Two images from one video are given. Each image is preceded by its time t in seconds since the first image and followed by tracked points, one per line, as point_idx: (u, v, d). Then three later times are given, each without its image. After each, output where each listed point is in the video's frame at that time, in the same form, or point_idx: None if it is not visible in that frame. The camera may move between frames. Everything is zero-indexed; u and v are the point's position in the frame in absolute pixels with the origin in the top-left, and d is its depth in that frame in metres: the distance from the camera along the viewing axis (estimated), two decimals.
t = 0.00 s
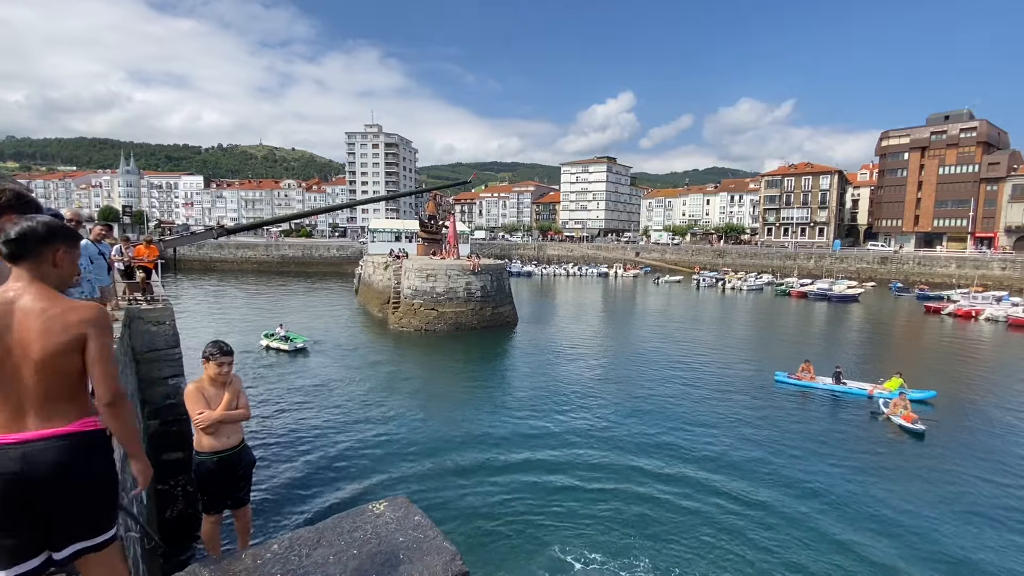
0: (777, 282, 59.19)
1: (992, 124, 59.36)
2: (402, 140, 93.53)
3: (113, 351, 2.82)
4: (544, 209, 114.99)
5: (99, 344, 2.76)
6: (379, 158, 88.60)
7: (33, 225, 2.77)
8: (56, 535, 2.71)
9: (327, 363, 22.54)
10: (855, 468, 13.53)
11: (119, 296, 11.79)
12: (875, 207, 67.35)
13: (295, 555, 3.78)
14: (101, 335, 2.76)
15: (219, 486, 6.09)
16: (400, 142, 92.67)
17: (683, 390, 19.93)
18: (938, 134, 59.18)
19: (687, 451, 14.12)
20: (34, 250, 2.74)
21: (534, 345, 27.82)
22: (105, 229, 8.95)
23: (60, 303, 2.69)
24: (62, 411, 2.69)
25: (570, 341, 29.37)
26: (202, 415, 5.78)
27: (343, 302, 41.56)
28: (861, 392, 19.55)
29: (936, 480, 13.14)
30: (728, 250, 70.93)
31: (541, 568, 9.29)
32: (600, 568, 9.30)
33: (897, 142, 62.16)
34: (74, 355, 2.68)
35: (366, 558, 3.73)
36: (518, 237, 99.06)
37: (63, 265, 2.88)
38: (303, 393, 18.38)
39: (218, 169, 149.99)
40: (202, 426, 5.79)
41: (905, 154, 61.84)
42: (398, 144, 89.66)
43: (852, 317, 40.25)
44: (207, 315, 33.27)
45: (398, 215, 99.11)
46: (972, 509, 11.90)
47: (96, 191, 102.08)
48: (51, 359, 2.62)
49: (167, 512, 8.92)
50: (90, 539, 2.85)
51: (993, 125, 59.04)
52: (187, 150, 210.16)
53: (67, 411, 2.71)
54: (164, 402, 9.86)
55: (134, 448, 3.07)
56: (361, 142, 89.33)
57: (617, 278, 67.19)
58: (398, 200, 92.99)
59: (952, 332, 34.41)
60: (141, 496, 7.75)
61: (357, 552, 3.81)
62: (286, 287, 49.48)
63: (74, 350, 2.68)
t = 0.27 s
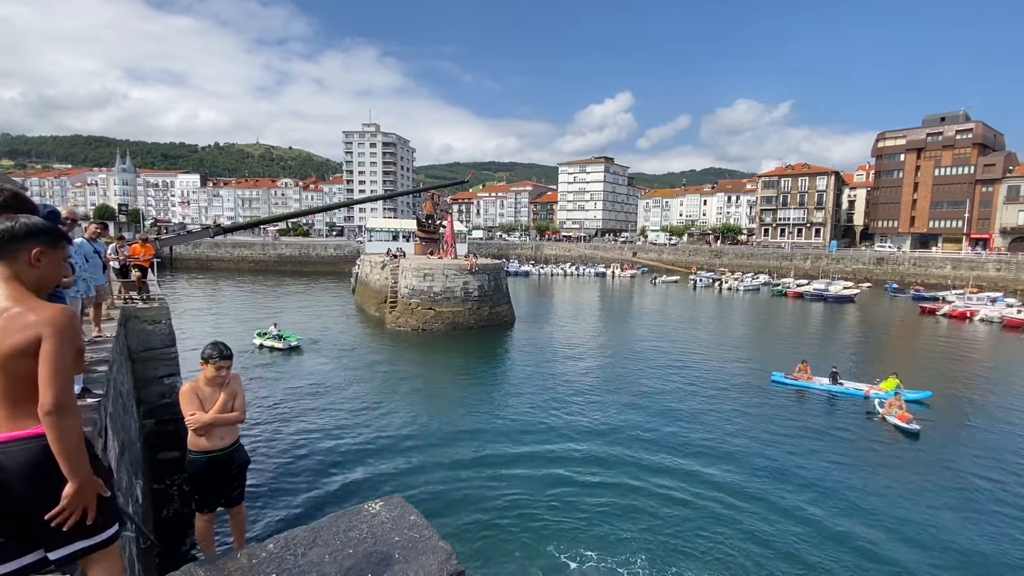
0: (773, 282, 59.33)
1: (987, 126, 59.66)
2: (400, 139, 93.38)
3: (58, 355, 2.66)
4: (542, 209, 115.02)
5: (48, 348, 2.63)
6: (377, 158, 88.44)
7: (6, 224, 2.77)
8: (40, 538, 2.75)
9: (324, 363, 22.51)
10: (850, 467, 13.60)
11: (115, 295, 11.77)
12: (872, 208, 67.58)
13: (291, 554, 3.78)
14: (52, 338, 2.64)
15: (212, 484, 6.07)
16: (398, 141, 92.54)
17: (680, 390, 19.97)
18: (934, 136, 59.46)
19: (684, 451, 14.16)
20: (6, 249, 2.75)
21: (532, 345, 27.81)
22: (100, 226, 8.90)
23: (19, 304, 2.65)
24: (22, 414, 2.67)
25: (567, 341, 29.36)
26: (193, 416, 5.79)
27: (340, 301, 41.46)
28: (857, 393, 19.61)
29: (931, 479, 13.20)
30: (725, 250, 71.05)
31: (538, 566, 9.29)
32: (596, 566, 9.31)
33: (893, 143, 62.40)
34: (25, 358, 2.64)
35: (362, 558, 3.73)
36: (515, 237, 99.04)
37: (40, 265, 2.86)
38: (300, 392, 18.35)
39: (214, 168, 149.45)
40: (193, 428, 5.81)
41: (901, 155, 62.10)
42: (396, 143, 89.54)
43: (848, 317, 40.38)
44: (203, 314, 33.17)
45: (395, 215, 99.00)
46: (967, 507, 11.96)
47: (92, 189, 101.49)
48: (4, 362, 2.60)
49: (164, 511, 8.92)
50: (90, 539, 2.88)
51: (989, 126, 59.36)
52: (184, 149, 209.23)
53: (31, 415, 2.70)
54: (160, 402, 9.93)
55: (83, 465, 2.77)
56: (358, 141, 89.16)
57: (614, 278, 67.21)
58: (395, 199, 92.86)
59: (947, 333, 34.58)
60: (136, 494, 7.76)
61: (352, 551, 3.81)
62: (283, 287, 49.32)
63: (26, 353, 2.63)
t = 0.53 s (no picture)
0: (770, 282, 59.48)
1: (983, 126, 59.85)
2: (397, 138, 93.22)
3: (46, 355, 2.61)
4: (540, 209, 115.03)
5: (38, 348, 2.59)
6: (374, 157, 88.27)
7: (13, 221, 2.80)
8: (31, 540, 2.77)
9: (320, 362, 22.49)
10: (845, 465, 13.65)
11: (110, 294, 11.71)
12: (869, 208, 67.77)
13: (286, 551, 3.78)
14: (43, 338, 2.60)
15: (208, 485, 6.05)
16: (395, 140, 92.42)
17: (677, 389, 20.02)
18: (930, 136, 59.67)
19: (680, 449, 14.19)
20: (12, 247, 2.79)
21: (529, 345, 27.85)
22: (95, 226, 8.87)
23: (15, 302, 2.65)
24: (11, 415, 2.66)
25: (565, 340, 29.38)
26: (193, 418, 5.80)
27: (338, 300, 41.39)
28: (856, 392, 19.65)
29: (926, 477, 13.25)
30: (722, 250, 71.18)
31: (533, 564, 9.32)
32: (592, 564, 9.34)
33: (889, 143, 62.59)
34: (15, 357, 2.61)
35: (357, 555, 3.74)
36: (513, 236, 99.01)
37: (45, 264, 2.88)
38: (297, 391, 18.35)
39: (211, 167, 148.91)
40: (192, 430, 5.82)
41: (898, 155, 62.30)
42: (393, 142, 89.41)
43: (844, 317, 40.50)
44: (201, 313, 33.10)
45: (392, 214, 98.86)
46: (961, 506, 12.02)
47: (87, 187, 100.97)
48: None
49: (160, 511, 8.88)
50: (81, 547, 2.88)
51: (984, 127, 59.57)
52: (180, 148, 208.20)
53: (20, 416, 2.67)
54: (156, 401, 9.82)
55: (69, 471, 2.74)
56: (356, 140, 88.95)
57: (612, 278, 67.25)
58: (392, 198, 92.69)
59: (943, 332, 34.72)
60: (132, 494, 7.72)
61: (348, 548, 3.82)
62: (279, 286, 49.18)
63: (16, 352, 2.61)
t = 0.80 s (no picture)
0: (769, 281, 59.53)
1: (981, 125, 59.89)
2: (396, 138, 93.05)
3: (62, 351, 2.57)
4: (538, 208, 115.03)
5: (56, 343, 2.56)
6: (373, 156, 88.12)
7: (46, 213, 2.80)
8: (37, 540, 2.75)
9: (319, 361, 22.48)
10: (844, 463, 13.65)
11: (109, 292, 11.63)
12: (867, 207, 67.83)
13: (281, 547, 3.76)
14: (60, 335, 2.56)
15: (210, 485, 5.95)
16: (394, 140, 92.31)
17: (676, 387, 20.04)
18: (928, 135, 59.74)
19: (679, 448, 14.18)
20: (45, 239, 2.80)
21: (528, 343, 27.86)
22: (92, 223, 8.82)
23: (38, 296, 2.63)
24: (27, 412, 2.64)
25: (564, 339, 29.38)
26: (209, 415, 5.72)
27: (336, 299, 41.36)
28: (855, 390, 19.68)
29: (925, 476, 13.25)
30: (721, 249, 71.23)
31: (532, 562, 9.29)
32: (590, 561, 9.35)
33: (887, 142, 62.65)
34: (33, 353, 2.59)
35: (352, 552, 3.72)
36: (512, 236, 98.98)
37: (74, 257, 2.87)
38: (296, 390, 18.30)
39: (209, 166, 148.57)
40: (205, 427, 5.74)
41: (896, 154, 62.33)
42: (392, 141, 89.28)
43: (843, 315, 40.53)
44: (199, 313, 33.04)
45: (391, 213, 98.80)
46: (960, 504, 12.02)
47: (85, 187, 100.68)
48: (15, 355, 2.57)
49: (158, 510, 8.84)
50: (83, 553, 2.84)
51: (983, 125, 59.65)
52: (178, 147, 207.74)
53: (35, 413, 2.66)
54: (154, 400, 9.69)
55: (79, 473, 2.70)
56: (354, 139, 88.78)
57: (611, 277, 67.23)
58: (391, 197, 92.65)
59: (941, 330, 34.77)
60: (129, 493, 7.68)
61: (344, 544, 3.80)
62: (278, 285, 49.11)
63: (35, 347, 2.59)
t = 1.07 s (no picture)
0: (769, 279, 59.45)
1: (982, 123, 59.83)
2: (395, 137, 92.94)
3: (93, 351, 2.57)
4: (538, 207, 114.97)
5: (90, 343, 2.55)
6: (372, 155, 88.05)
7: (81, 208, 2.77)
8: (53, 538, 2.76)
9: (319, 360, 22.47)
10: (846, 462, 13.58)
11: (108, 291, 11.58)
12: (867, 205, 67.76)
13: (279, 544, 3.76)
14: (90, 333, 2.55)
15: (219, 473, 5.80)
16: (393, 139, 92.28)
17: (676, 386, 20.03)
18: (928, 133, 59.67)
19: (680, 447, 14.14)
20: (79, 235, 2.77)
21: (528, 342, 27.84)
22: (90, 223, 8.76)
23: (67, 293, 2.61)
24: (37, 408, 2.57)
25: (564, 338, 29.36)
26: (228, 398, 5.69)
27: (336, 299, 41.34)
28: (856, 389, 19.67)
29: (927, 475, 13.21)
30: (721, 248, 71.17)
31: (533, 562, 9.23)
32: (589, 559, 9.36)
33: (887, 140, 62.57)
34: (61, 350, 2.58)
35: (350, 549, 3.71)
36: (512, 235, 98.96)
37: (107, 254, 2.86)
38: (296, 390, 18.26)
39: (209, 166, 148.47)
40: (223, 410, 5.69)
41: (896, 153, 62.26)
42: (392, 141, 89.22)
43: (843, 314, 40.50)
44: (198, 312, 33.02)
45: (391, 212, 98.75)
46: (963, 503, 11.96)
47: (85, 187, 100.58)
48: (43, 352, 2.56)
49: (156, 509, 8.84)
50: (90, 556, 2.84)
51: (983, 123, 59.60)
52: (178, 147, 207.63)
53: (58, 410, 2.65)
54: (155, 398, 9.59)
55: (114, 472, 2.77)
56: (354, 138, 88.70)
57: (611, 276, 67.18)
58: (391, 197, 92.61)
59: (941, 329, 34.76)
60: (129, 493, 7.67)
61: (341, 541, 3.79)
62: (278, 285, 49.08)
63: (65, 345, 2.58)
